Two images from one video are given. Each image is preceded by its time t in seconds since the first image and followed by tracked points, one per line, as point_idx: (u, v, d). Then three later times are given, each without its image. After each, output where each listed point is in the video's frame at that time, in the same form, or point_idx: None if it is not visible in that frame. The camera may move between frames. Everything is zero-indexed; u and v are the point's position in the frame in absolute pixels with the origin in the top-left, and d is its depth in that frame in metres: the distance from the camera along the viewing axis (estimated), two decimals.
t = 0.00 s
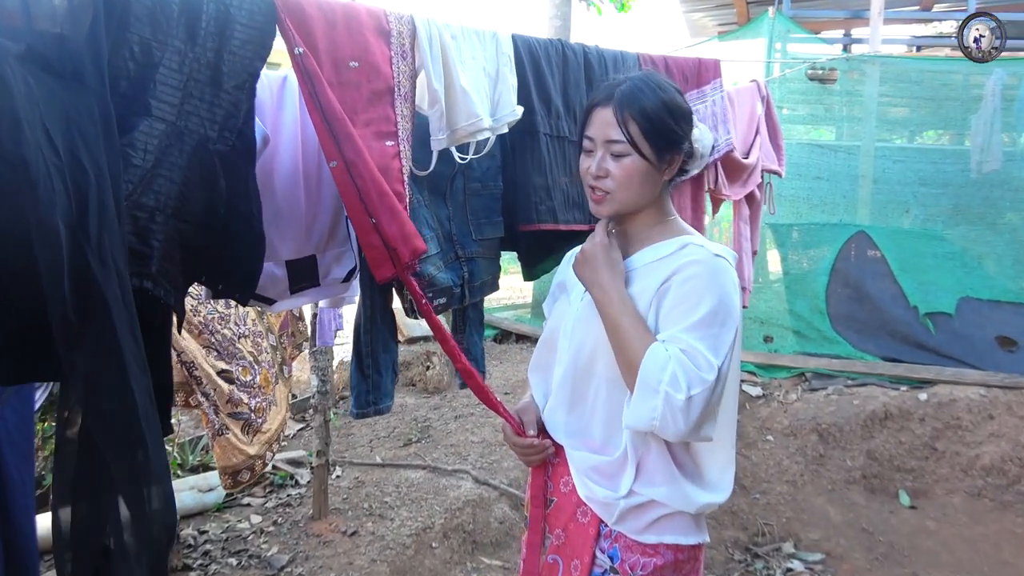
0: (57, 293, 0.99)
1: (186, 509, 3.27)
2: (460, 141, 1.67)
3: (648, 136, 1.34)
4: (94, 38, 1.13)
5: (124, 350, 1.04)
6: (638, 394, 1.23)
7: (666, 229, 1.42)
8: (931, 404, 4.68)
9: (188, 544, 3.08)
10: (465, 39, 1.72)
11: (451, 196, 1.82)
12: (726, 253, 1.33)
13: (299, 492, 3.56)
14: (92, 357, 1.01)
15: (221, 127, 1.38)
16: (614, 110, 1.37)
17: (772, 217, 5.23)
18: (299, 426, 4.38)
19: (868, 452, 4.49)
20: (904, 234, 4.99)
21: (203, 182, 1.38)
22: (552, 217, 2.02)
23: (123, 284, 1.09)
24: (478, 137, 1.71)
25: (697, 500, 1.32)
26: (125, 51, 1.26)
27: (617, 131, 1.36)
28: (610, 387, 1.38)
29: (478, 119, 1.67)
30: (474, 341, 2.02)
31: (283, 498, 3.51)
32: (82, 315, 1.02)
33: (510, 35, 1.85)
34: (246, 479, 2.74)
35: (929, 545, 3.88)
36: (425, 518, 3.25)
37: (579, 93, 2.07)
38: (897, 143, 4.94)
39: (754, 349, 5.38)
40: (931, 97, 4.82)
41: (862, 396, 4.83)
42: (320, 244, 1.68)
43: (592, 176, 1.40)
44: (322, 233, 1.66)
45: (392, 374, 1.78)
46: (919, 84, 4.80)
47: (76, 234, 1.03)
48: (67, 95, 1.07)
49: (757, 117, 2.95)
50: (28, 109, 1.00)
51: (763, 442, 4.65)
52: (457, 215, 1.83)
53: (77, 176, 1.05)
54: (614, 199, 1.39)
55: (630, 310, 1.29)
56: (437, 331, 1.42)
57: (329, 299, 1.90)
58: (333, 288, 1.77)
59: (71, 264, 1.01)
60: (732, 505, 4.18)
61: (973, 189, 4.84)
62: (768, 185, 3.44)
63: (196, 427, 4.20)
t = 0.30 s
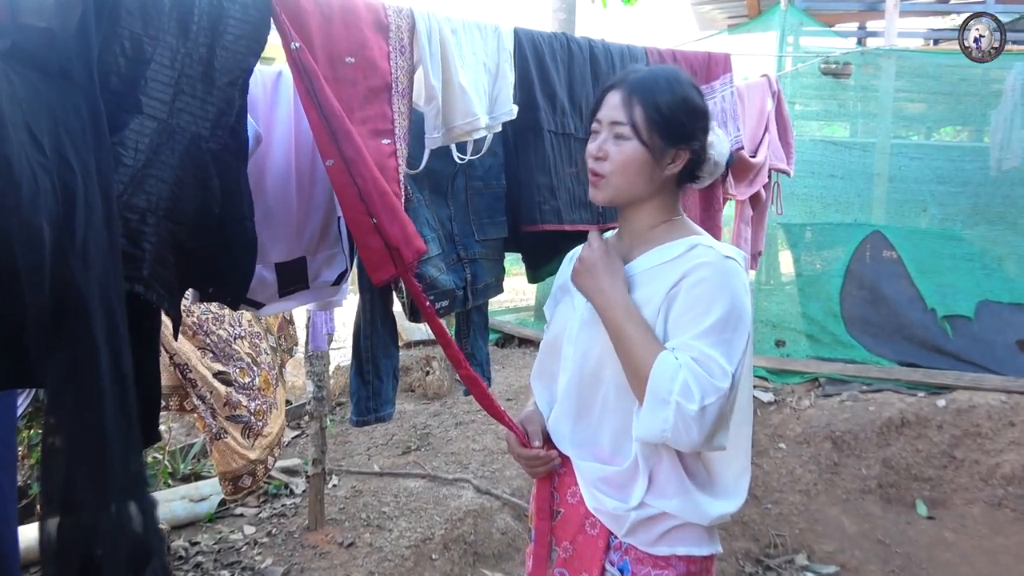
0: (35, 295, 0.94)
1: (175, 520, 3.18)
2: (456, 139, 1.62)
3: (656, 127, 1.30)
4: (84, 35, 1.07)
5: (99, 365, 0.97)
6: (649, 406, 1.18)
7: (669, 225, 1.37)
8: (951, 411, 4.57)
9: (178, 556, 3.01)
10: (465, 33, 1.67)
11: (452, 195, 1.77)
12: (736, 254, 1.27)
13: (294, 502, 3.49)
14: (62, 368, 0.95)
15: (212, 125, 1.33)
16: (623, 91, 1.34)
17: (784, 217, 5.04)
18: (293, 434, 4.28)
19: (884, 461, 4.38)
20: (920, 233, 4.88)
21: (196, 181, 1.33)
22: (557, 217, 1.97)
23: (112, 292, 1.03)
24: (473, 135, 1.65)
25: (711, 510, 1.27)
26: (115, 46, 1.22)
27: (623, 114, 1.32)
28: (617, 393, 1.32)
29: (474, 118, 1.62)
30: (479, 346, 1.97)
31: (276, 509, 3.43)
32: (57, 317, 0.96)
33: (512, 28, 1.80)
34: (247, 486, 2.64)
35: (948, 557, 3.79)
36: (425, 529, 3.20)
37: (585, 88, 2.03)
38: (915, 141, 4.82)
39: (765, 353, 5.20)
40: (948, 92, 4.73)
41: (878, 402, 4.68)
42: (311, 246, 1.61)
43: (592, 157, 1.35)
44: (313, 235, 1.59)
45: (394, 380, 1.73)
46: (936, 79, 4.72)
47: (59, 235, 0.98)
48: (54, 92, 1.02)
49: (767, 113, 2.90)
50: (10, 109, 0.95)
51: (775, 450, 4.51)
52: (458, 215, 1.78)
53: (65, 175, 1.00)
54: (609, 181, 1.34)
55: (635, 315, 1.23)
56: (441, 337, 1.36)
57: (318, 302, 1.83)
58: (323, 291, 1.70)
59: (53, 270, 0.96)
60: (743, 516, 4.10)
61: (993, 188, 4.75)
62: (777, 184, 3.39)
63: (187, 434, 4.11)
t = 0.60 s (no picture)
0: (15, 297, 0.88)
1: (164, 531, 3.11)
2: (454, 138, 1.57)
3: (678, 124, 1.25)
4: (70, 30, 1.02)
5: (82, 376, 0.93)
6: (662, 417, 1.13)
7: (677, 225, 1.32)
8: (966, 417, 4.47)
9: (167, 568, 2.94)
10: (463, 28, 1.62)
11: (446, 197, 1.72)
12: (742, 251, 1.23)
13: (287, 513, 3.42)
14: (44, 371, 0.90)
15: (204, 124, 1.27)
16: (648, 85, 1.29)
17: (791, 217, 4.94)
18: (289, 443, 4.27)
19: (897, 469, 4.31)
20: (933, 233, 4.78)
21: (188, 184, 1.28)
22: (558, 217, 1.92)
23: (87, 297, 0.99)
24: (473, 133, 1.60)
25: (723, 519, 1.22)
26: (101, 42, 1.17)
27: (647, 108, 1.27)
28: (623, 400, 1.28)
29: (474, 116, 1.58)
30: (471, 351, 1.92)
31: (269, 519, 3.37)
32: (38, 317, 0.91)
33: (511, 23, 1.76)
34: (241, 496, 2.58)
35: (964, 569, 3.73)
36: (422, 540, 3.15)
37: (587, 85, 1.98)
38: (927, 138, 4.74)
39: (774, 358, 5.10)
40: (963, 87, 4.64)
41: (891, 408, 4.61)
42: (308, 247, 1.57)
43: (608, 148, 1.31)
44: (309, 237, 1.54)
45: (382, 386, 1.68)
46: (950, 74, 4.63)
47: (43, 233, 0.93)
48: (39, 89, 0.96)
49: (773, 110, 2.84)
50: None
51: (785, 458, 4.45)
52: (453, 217, 1.73)
53: (51, 176, 0.95)
54: (625, 176, 1.30)
55: (639, 323, 1.19)
56: (439, 342, 1.30)
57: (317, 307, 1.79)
58: (321, 294, 1.67)
59: (35, 267, 0.91)
60: (750, 527, 4.04)
61: (1009, 187, 4.64)
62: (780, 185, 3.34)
63: (177, 442, 4.05)
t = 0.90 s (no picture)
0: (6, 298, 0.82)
1: (149, 545, 3.03)
2: (444, 137, 1.52)
3: (681, 120, 1.22)
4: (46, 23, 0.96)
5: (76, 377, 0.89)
6: (674, 435, 1.10)
7: (680, 228, 1.28)
8: (978, 426, 4.37)
9: None
10: (455, 23, 1.57)
11: (438, 198, 1.68)
12: (754, 260, 1.21)
13: (277, 527, 3.35)
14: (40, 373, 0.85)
15: (187, 123, 1.22)
16: (647, 82, 1.25)
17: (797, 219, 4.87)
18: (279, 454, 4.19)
19: (907, 480, 4.21)
20: (944, 235, 4.67)
21: (171, 186, 1.22)
22: (548, 220, 1.87)
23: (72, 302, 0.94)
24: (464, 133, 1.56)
25: (732, 536, 1.18)
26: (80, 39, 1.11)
27: (647, 106, 1.24)
28: (628, 412, 1.23)
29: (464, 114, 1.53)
30: (464, 357, 1.87)
31: (257, 533, 3.29)
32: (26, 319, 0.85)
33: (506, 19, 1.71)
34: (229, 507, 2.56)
35: None
36: (417, 555, 3.08)
37: (582, 85, 1.94)
38: (937, 137, 4.65)
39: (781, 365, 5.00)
40: (976, 86, 4.56)
41: (901, 417, 4.51)
42: (295, 252, 1.50)
43: (609, 151, 1.26)
44: (296, 239, 1.48)
45: (371, 394, 1.64)
46: (962, 71, 4.55)
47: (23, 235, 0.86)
48: (18, 85, 0.89)
49: (778, 108, 2.81)
50: None
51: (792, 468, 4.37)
52: (444, 218, 1.69)
53: (30, 177, 0.87)
54: (629, 178, 1.25)
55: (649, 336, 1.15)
56: (420, 354, 1.26)
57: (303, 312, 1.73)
58: (308, 300, 1.58)
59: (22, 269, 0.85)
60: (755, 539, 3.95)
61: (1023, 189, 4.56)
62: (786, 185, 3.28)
63: (162, 453, 3.96)
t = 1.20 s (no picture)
0: None
1: (132, 561, 2.95)
2: (440, 138, 1.46)
3: (669, 119, 1.18)
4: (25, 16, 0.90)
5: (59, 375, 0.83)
6: (668, 443, 1.07)
7: (681, 232, 1.24)
8: (990, 435, 4.15)
9: None
10: (449, 20, 1.52)
11: (430, 201, 1.64)
12: (760, 265, 1.15)
13: (264, 540, 3.24)
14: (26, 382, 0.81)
15: (177, 124, 1.15)
16: (626, 86, 1.21)
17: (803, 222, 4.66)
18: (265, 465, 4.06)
19: (915, 490, 4.02)
20: (955, 238, 4.49)
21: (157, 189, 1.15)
22: (548, 223, 1.83)
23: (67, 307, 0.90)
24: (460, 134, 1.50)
25: (734, 552, 1.15)
26: (62, 37, 1.05)
27: (630, 109, 1.20)
28: (625, 423, 1.19)
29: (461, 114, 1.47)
30: (459, 364, 1.83)
31: (243, 547, 3.18)
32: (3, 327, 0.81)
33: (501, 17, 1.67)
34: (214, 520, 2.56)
35: None
36: (409, 569, 2.98)
37: (581, 83, 1.89)
38: (945, 138, 4.47)
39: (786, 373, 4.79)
40: (987, 84, 4.40)
41: (909, 426, 4.29)
42: (278, 255, 1.45)
43: (601, 162, 1.22)
44: (280, 242, 1.43)
45: (362, 404, 1.59)
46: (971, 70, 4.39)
47: None
48: None
49: (783, 107, 2.76)
50: None
51: (796, 479, 4.17)
52: (438, 222, 1.64)
53: None
54: (627, 188, 1.21)
55: (645, 344, 1.12)
56: (406, 367, 1.22)
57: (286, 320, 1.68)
58: (291, 306, 1.53)
59: None
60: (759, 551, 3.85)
61: None
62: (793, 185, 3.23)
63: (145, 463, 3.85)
